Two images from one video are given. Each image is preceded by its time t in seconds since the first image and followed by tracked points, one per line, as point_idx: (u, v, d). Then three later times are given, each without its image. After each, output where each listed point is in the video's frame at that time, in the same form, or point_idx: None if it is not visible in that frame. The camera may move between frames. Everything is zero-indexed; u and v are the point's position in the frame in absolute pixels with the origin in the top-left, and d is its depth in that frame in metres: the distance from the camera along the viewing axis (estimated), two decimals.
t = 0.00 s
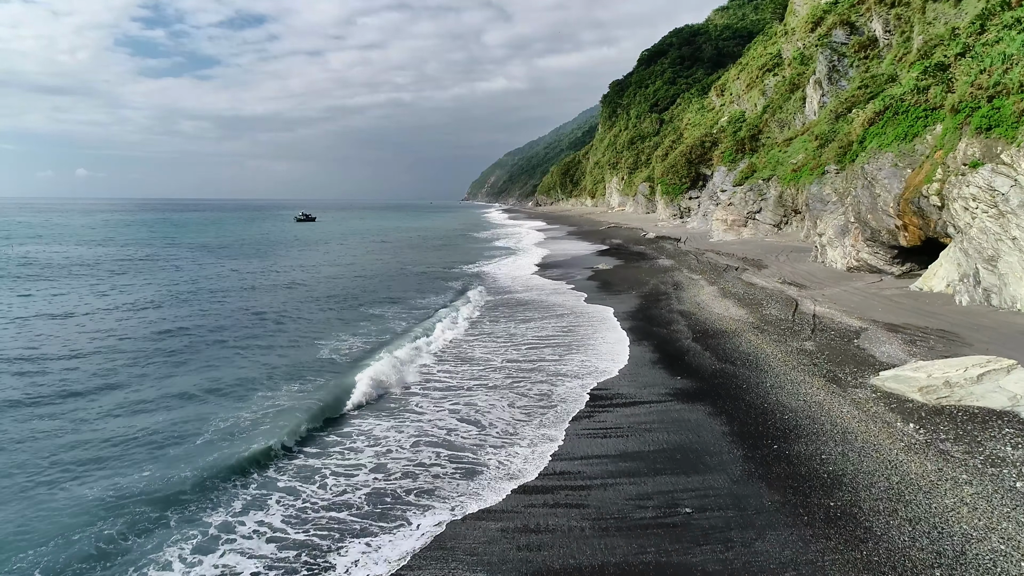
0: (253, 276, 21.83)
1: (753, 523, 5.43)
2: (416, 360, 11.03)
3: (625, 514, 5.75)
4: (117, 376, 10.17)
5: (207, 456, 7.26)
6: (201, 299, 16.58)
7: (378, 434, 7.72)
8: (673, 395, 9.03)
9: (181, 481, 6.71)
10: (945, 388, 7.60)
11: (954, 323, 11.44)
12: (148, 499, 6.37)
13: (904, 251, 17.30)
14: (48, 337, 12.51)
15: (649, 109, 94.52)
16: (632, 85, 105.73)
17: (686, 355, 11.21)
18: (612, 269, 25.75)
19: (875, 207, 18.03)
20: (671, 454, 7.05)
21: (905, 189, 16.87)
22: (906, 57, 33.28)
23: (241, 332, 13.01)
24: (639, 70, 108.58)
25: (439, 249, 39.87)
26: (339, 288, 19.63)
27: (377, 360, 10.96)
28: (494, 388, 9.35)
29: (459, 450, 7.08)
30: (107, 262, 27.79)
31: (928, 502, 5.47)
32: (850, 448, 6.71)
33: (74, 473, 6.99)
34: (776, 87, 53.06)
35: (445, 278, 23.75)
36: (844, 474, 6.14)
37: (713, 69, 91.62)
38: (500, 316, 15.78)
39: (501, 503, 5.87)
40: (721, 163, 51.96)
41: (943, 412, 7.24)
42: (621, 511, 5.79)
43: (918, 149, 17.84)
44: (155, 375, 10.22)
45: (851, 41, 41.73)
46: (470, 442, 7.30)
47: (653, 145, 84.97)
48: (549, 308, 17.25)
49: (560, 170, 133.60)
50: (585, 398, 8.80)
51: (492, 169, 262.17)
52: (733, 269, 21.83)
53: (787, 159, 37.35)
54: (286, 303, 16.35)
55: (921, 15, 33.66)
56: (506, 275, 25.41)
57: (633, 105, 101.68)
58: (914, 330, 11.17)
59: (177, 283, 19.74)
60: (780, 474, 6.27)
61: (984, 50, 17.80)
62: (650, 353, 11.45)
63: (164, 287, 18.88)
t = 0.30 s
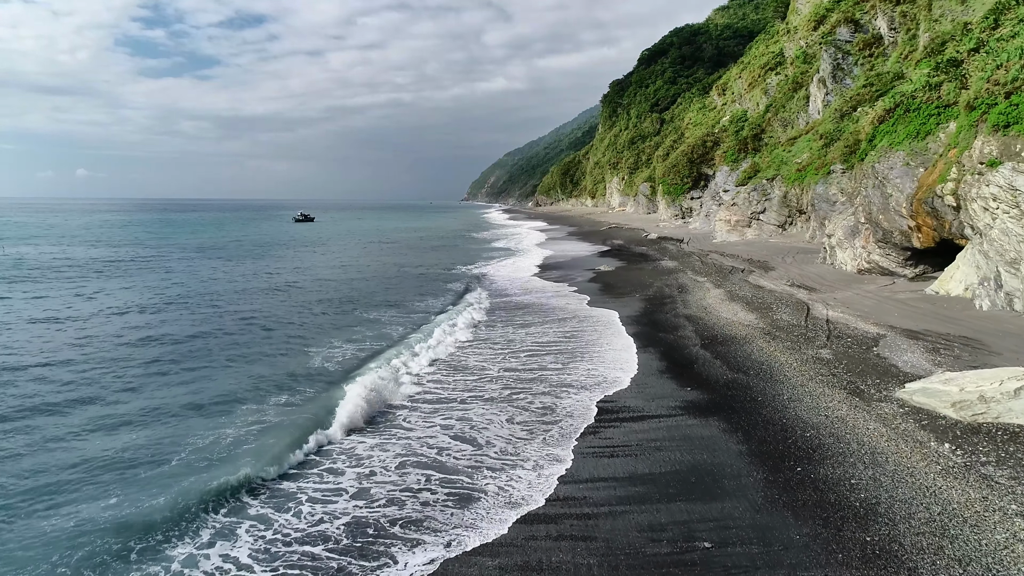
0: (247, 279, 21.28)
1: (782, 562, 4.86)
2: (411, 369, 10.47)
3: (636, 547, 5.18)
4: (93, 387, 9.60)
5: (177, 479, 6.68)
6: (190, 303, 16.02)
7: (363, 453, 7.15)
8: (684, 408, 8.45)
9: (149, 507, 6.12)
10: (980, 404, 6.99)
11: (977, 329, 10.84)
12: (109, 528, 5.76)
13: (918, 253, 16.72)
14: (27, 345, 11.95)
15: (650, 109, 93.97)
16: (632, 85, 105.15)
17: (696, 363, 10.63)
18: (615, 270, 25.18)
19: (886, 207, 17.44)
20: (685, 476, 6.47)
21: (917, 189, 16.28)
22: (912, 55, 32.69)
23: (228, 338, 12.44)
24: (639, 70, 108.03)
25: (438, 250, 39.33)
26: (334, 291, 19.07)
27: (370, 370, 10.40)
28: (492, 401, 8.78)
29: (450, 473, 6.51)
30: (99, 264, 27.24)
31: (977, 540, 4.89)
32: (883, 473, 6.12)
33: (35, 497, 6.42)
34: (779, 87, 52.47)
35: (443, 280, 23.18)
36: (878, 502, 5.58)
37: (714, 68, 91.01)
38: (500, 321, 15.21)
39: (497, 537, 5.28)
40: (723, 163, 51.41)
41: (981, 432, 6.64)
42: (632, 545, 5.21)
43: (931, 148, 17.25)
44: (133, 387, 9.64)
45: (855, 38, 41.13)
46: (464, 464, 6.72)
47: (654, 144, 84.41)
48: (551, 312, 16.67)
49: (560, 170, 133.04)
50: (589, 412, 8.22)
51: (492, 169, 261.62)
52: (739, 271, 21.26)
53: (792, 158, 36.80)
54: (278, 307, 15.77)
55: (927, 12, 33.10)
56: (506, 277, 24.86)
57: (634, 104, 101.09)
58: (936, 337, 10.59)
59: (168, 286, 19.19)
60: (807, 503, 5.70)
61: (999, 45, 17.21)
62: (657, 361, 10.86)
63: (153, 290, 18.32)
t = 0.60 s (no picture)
0: (239, 282, 20.70)
1: None
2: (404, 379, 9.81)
3: None
4: (67, 399, 9.02)
5: (144, 507, 6.11)
6: (178, 307, 15.43)
7: (343, 476, 6.57)
8: (697, 423, 7.88)
9: (112, 539, 5.56)
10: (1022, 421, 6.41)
11: (1002, 336, 10.26)
12: (65, 564, 5.20)
13: (932, 254, 16.12)
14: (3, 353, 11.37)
15: (650, 108, 93.39)
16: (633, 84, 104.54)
17: (706, 373, 10.06)
18: (618, 272, 24.61)
19: (899, 207, 16.82)
20: (703, 503, 5.89)
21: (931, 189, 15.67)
22: (918, 52, 32.11)
23: (214, 345, 11.83)
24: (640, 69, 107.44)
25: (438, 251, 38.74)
26: (328, 294, 18.50)
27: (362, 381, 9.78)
28: (488, 416, 8.19)
29: (440, 499, 5.94)
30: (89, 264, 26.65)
31: None
32: (921, 501, 5.53)
33: None
34: (782, 85, 51.79)
35: (442, 282, 22.66)
36: (919, 536, 5.01)
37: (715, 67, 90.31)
38: (499, 326, 14.61)
39: None
40: (726, 163, 50.84)
41: None
42: None
43: (945, 146, 16.59)
44: (111, 398, 9.07)
45: (860, 36, 40.50)
46: (456, 489, 6.15)
47: (654, 144, 83.80)
48: (553, 316, 16.09)
49: (560, 169, 132.42)
50: (596, 428, 7.66)
51: (492, 169, 260.94)
52: (745, 273, 20.68)
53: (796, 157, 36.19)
54: (269, 312, 15.16)
55: (933, 9, 32.51)
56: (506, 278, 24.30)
57: (634, 104, 100.44)
58: (960, 346, 10.00)
59: (157, 289, 18.60)
60: (840, 537, 5.12)
61: (1015, 40, 16.61)
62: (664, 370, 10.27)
63: (142, 293, 17.75)
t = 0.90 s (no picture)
0: (233, 284, 20.17)
1: None
2: (396, 391, 9.21)
3: None
4: (38, 413, 8.45)
5: (107, 542, 5.55)
6: (166, 311, 14.88)
7: (320, 503, 6.00)
8: (711, 441, 7.30)
9: None
10: None
11: None
12: None
13: (947, 256, 15.52)
14: None
15: (651, 108, 92.81)
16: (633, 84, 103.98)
17: (717, 383, 9.48)
18: (621, 273, 24.06)
19: (912, 208, 16.23)
20: (725, 537, 5.29)
21: (946, 189, 15.05)
22: (925, 50, 31.52)
23: (200, 353, 11.28)
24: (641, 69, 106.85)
25: (437, 252, 38.23)
26: (323, 298, 17.95)
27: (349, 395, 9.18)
28: (482, 433, 7.61)
29: (428, 533, 5.36)
30: (82, 266, 26.13)
31: None
32: (970, 538, 4.93)
33: None
34: (785, 84, 51.22)
35: (440, 284, 22.12)
36: None
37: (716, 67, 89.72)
38: (499, 331, 14.04)
39: None
40: (728, 162, 50.28)
41: None
42: None
43: (960, 145, 15.88)
44: (84, 413, 8.52)
45: (865, 34, 39.88)
46: (448, 521, 5.56)
47: (655, 144, 83.27)
48: (555, 320, 15.54)
49: (560, 169, 131.85)
50: (603, 448, 7.07)
51: (492, 169, 260.31)
52: (752, 275, 20.11)
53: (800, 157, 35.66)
54: (260, 316, 14.60)
55: (940, 6, 31.92)
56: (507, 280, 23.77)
57: (635, 103, 99.92)
58: (987, 355, 9.41)
59: (148, 292, 18.09)
60: None
61: None
62: (674, 381, 9.69)
63: (132, 297, 17.24)
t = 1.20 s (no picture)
0: (226, 287, 19.65)
1: None
2: (388, 404, 8.62)
3: None
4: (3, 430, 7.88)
5: None
6: (152, 316, 14.31)
7: (314, 535, 5.39)
8: (728, 461, 6.73)
9: None
10: None
11: None
12: None
13: (963, 259, 14.94)
14: None
15: (652, 107, 92.29)
16: (634, 84, 103.40)
17: (729, 395, 8.92)
18: (624, 275, 23.48)
19: (926, 208, 15.63)
20: None
21: (962, 189, 14.44)
22: (932, 48, 30.95)
23: (184, 362, 10.70)
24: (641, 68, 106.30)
25: (437, 252, 37.70)
26: (318, 301, 17.39)
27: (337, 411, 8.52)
28: (476, 453, 7.05)
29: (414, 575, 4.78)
30: (71, 268, 25.55)
31: None
32: None
33: None
34: (788, 83, 50.65)
35: (440, 287, 21.57)
36: None
37: (717, 66, 89.15)
38: (498, 337, 13.47)
39: None
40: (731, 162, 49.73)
41: None
42: None
43: (974, 143, 15.23)
44: (54, 428, 7.96)
45: (870, 31, 39.30)
46: (438, 559, 4.99)
47: (656, 144, 82.74)
48: (556, 324, 14.98)
49: (560, 169, 131.30)
50: (610, 470, 6.49)
51: (492, 169, 259.77)
52: (758, 278, 19.54)
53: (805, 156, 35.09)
54: (251, 322, 14.03)
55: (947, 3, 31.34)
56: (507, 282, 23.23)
57: (635, 103, 99.37)
58: (1018, 365, 8.85)
59: (137, 295, 17.53)
60: None
61: None
62: (684, 394, 9.09)
63: (120, 300, 16.69)
